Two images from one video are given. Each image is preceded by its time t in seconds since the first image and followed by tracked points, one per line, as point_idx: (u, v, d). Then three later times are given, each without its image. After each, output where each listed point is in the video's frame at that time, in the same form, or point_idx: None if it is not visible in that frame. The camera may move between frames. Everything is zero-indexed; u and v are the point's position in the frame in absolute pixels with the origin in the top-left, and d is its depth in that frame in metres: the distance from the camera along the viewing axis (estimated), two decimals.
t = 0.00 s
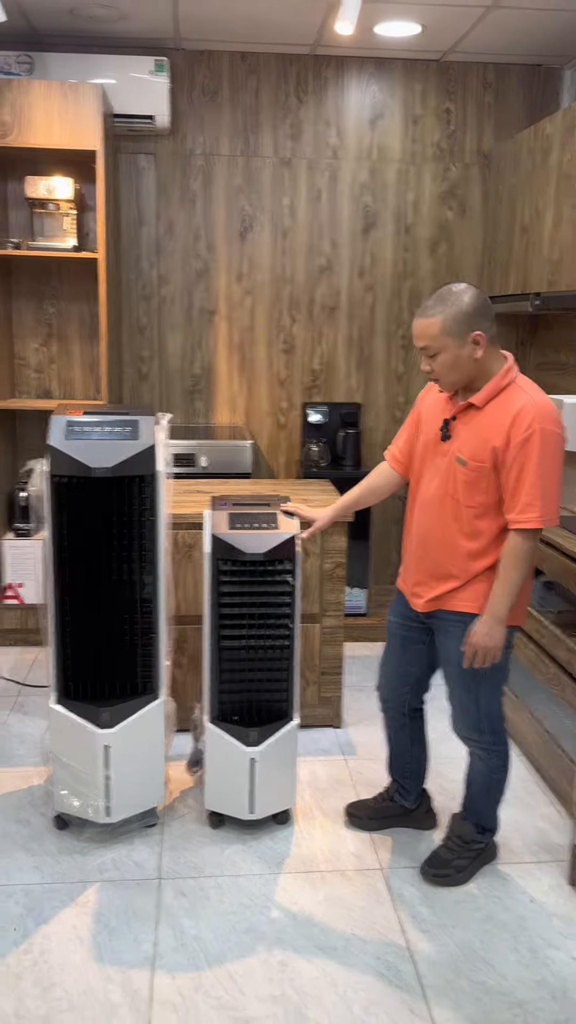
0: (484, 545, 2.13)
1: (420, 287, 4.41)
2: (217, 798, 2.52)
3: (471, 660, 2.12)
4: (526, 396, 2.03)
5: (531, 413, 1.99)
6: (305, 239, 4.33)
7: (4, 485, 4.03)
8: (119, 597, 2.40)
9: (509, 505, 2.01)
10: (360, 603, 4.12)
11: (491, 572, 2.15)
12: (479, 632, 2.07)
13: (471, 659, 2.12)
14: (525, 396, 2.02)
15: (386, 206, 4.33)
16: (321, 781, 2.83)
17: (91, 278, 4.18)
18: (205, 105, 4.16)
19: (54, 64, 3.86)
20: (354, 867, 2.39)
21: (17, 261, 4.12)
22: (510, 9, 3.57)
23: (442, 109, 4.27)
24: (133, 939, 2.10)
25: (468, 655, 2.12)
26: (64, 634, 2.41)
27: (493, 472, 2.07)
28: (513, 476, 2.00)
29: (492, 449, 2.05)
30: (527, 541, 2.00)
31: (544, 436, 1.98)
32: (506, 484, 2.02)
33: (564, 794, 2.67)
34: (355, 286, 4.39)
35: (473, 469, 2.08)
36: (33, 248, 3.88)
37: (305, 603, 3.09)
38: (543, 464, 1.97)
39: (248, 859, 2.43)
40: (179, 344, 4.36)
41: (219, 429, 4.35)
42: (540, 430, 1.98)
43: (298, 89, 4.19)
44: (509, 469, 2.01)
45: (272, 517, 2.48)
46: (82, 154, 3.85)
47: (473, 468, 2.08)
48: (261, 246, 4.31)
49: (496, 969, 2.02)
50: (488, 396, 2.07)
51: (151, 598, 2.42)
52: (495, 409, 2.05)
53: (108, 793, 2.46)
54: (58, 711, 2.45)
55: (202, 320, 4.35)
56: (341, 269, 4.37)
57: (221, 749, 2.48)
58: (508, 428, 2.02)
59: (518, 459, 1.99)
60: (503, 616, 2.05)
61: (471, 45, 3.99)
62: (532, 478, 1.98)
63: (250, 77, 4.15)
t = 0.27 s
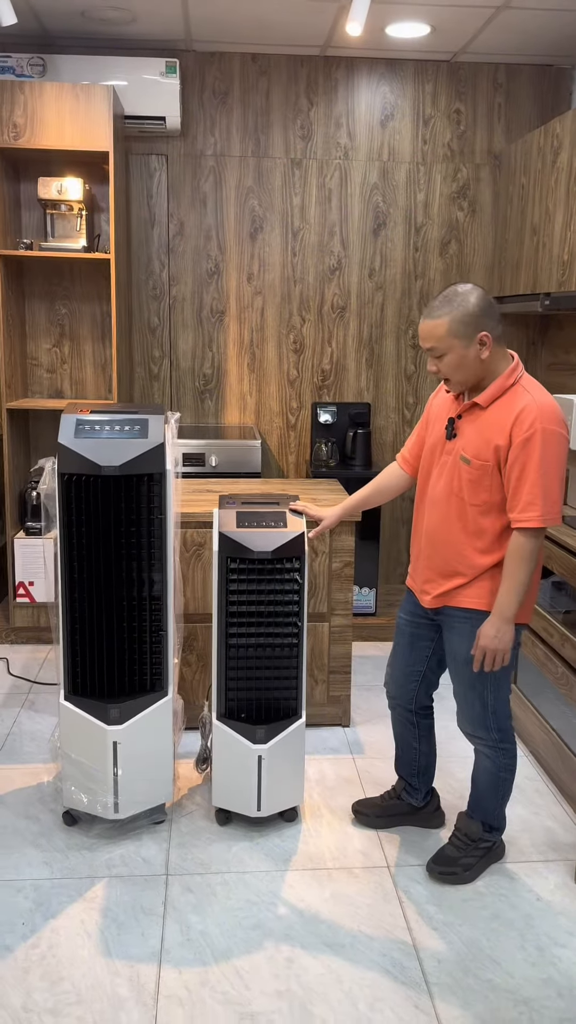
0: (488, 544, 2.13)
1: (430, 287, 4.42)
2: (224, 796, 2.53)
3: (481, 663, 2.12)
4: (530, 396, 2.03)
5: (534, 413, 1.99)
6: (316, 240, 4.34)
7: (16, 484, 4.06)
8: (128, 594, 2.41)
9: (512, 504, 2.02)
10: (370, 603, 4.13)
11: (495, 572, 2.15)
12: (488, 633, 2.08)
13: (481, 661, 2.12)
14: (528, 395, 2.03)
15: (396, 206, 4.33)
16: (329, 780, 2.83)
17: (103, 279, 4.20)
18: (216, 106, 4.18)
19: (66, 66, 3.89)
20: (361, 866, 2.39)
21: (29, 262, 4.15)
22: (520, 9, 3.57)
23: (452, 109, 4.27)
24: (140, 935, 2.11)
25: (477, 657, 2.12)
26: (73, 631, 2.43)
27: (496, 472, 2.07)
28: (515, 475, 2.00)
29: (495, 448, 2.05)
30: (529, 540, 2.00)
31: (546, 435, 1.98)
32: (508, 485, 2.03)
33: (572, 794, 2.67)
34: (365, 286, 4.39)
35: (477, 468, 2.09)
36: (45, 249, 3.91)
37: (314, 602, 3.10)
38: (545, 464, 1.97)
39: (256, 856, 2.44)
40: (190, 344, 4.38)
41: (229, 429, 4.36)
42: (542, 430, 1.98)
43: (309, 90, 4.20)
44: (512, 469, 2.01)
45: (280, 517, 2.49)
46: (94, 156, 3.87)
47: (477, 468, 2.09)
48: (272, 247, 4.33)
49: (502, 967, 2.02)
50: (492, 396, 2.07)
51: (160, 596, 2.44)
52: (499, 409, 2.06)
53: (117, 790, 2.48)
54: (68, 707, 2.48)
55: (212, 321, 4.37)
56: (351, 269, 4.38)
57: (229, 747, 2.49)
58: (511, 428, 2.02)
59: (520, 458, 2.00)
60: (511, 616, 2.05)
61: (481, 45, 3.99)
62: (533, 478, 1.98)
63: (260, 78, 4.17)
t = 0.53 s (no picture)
0: (486, 546, 2.14)
1: (430, 290, 4.43)
2: (223, 796, 2.54)
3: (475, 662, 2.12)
4: (529, 399, 2.05)
5: (533, 415, 2.01)
6: (316, 242, 4.35)
7: (17, 486, 4.07)
8: (127, 595, 2.42)
9: (510, 507, 2.03)
10: (369, 605, 4.14)
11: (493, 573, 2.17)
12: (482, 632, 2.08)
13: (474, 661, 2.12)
14: (527, 399, 2.04)
15: (397, 208, 4.34)
16: (327, 781, 2.84)
17: (104, 280, 4.21)
18: (217, 109, 4.19)
19: (67, 69, 3.90)
20: (359, 866, 2.40)
21: (30, 264, 4.16)
22: (520, 13, 3.58)
23: (453, 112, 4.28)
24: (138, 935, 2.12)
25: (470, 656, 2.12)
26: (73, 631, 2.44)
27: (495, 474, 2.08)
28: (514, 477, 2.02)
29: (494, 450, 2.06)
30: (527, 542, 2.02)
31: (544, 437, 2.00)
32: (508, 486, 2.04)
33: (569, 795, 2.68)
34: (366, 289, 4.41)
35: (476, 470, 2.10)
36: (46, 251, 3.92)
37: (313, 603, 3.11)
38: (543, 466, 1.98)
39: (253, 857, 2.45)
40: (191, 346, 4.39)
41: (229, 430, 4.37)
42: (541, 432, 2.00)
43: (310, 93, 4.21)
44: (510, 471, 2.02)
45: (279, 518, 2.50)
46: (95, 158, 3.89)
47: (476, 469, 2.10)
48: (272, 249, 4.34)
49: (498, 968, 2.03)
50: (491, 398, 2.08)
51: (159, 597, 2.45)
52: (498, 412, 2.07)
53: (116, 790, 2.49)
54: (67, 708, 2.49)
55: (213, 322, 4.38)
56: (351, 271, 4.39)
57: (227, 747, 2.50)
58: (510, 430, 2.03)
59: (519, 460, 2.01)
60: (505, 617, 2.06)
61: (482, 48, 4.00)
62: (532, 479, 1.99)
63: (261, 81, 4.18)
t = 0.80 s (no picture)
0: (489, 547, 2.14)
1: (432, 291, 4.43)
2: (223, 796, 2.55)
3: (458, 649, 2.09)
4: (532, 399, 2.05)
5: (536, 414, 2.01)
6: (318, 244, 4.35)
7: (19, 487, 4.07)
8: (128, 596, 2.43)
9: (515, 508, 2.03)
10: (370, 605, 4.14)
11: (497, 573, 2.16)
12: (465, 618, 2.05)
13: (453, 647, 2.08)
14: (530, 401, 2.04)
15: (399, 209, 4.35)
16: (328, 782, 2.85)
17: (106, 281, 4.22)
18: (219, 110, 4.20)
19: (70, 70, 3.91)
20: (359, 867, 2.40)
21: (33, 265, 4.17)
22: (522, 14, 3.58)
23: (455, 113, 4.28)
24: (138, 935, 2.13)
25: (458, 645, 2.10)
26: (74, 632, 2.44)
27: (499, 473, 2.08)
28: (518, 475, 2.01)
29: (497, 450, 2.06)
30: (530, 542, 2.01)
31: (548, 436, 1.99)
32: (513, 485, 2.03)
33: (569, 797, 2.68)
34: (367, 290, 4.41)
35: (479, 470, 2.09)
36: (48, 252, 3.93)
37: (314, 604, 3.11)
38: (547, 465, 1.98)
39: (254, 857, 2.45)
40: (193, 347, 4.40)
41: (231, 431, 4.38)
42: (544, 431, 2.00)
43: (312, 94, 4.22)
44: (514, 471, 2.02)
45: (279, 519, 2.51)
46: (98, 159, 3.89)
47: (479, 470, 2.10)
48: (274, 250, 4.34)
49: (498, 969, 2.03)
50: (494, 399, 2.09)
51: (160, 598, 2.45)
52: (501, 414, 2.07)
53: (117, 790, 2.49)
54: (68, 708, 2.49)
55: (215, 323, 4.38)
56: (353, 273, 4.39)
57: (228, 747, 2.50)
58: (513, 430, 2.03)
59: (523, 459, 2.00)
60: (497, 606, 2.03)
61: (484, 49, 4.00)
62: (536, 478, 1.99)
63: (264, 82, 4.19)
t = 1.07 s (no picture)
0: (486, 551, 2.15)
1: (435, 290, 4.42)
2: (225, 796, 2.55)
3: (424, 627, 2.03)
4: (533, 405, 2.05)
5: (537, 421, 2.02)
6: (321, 243, 4.35)
7: (22, 486, 4.07)
8: (131, 595, 2.43)
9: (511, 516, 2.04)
10: (372, 605, 4.14)
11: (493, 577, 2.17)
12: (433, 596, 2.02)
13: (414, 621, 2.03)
14: (533, 408, 2.04)
15: (402, 209, 4.34)
16: (330, 781, 2.85)
17: (109, 281, 4.22)
18: (222, 109, 4.20)
19: (73, 70, 3.91)
20: (361, 867, 2.40)
21: (36, 265, 4.17)
22: (525, 13, 3.57)
23: (458, 113, 4.28)
24: (141, 934, 2.13)
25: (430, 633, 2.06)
26: (76, 631, 2.45)
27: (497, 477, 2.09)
28: (514, 481, 2.02)
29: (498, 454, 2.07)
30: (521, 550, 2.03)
31: (546, 444, 2.01)
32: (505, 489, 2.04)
33: (572, 797, 2.67)
34: (370, 290, 4.40)
35: (480, 473, 2.10)
36: (51, 251, 3.93)
37: (316, 604, 3.11)
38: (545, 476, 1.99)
39: (256, 856, 2.45)
40: (195, 347, 4.40)
41: (234, 431, 4.38)
42: (544, 439, 2.01)
43: (315, 94, 4.22)
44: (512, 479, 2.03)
45: (282, 518, 2.51)
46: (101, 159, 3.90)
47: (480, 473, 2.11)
48: (277, 249, 4.34)
49: (500, 969, 2.03)
50: (496, 403, 2.08)
51: (163, 597, 2.45)
52: (503, 419, 2.07)
53: (119, 789, 2.49)
54: (70, 708, 2.49)
55: (218, 323, 4.38)
56: (356, 272, 4.39)
57: (230, 747, 2.50)
58: (514, 436, 2.04)
59: (520, 465, 2.02)
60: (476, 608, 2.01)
61: (488, 49, 3.99)
62: (531, 485, 2.00)
63: (267, 82, 4.19)
